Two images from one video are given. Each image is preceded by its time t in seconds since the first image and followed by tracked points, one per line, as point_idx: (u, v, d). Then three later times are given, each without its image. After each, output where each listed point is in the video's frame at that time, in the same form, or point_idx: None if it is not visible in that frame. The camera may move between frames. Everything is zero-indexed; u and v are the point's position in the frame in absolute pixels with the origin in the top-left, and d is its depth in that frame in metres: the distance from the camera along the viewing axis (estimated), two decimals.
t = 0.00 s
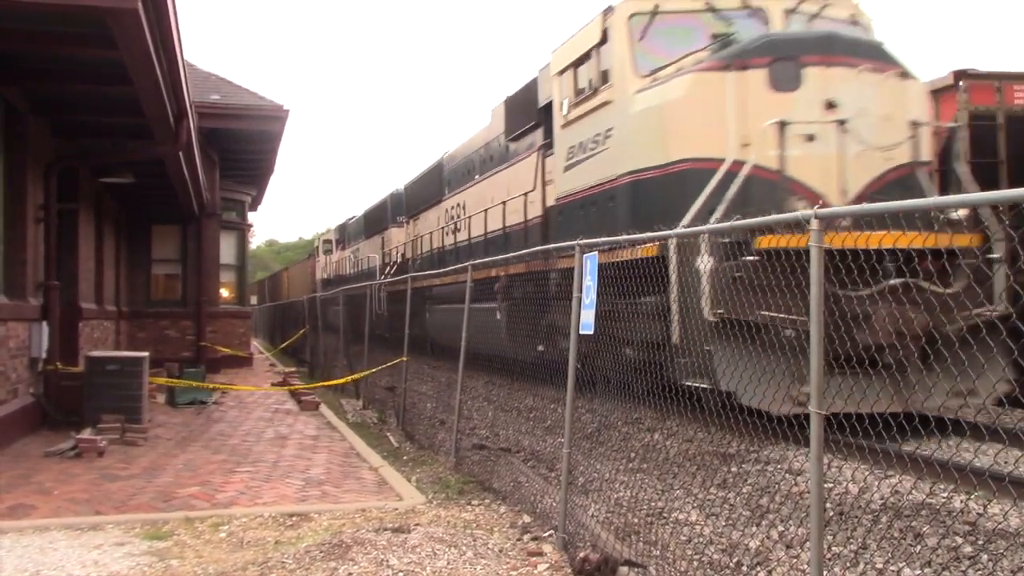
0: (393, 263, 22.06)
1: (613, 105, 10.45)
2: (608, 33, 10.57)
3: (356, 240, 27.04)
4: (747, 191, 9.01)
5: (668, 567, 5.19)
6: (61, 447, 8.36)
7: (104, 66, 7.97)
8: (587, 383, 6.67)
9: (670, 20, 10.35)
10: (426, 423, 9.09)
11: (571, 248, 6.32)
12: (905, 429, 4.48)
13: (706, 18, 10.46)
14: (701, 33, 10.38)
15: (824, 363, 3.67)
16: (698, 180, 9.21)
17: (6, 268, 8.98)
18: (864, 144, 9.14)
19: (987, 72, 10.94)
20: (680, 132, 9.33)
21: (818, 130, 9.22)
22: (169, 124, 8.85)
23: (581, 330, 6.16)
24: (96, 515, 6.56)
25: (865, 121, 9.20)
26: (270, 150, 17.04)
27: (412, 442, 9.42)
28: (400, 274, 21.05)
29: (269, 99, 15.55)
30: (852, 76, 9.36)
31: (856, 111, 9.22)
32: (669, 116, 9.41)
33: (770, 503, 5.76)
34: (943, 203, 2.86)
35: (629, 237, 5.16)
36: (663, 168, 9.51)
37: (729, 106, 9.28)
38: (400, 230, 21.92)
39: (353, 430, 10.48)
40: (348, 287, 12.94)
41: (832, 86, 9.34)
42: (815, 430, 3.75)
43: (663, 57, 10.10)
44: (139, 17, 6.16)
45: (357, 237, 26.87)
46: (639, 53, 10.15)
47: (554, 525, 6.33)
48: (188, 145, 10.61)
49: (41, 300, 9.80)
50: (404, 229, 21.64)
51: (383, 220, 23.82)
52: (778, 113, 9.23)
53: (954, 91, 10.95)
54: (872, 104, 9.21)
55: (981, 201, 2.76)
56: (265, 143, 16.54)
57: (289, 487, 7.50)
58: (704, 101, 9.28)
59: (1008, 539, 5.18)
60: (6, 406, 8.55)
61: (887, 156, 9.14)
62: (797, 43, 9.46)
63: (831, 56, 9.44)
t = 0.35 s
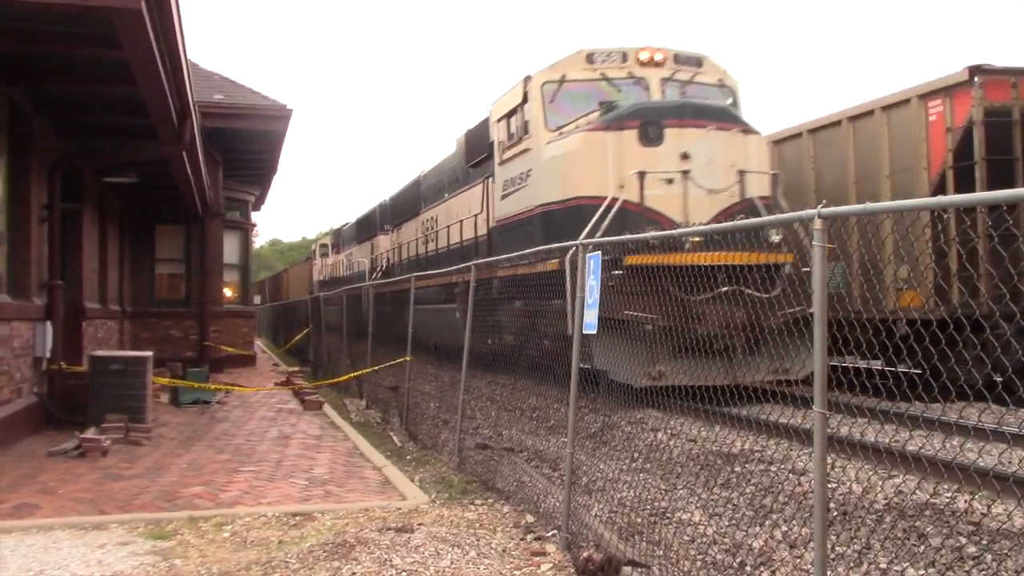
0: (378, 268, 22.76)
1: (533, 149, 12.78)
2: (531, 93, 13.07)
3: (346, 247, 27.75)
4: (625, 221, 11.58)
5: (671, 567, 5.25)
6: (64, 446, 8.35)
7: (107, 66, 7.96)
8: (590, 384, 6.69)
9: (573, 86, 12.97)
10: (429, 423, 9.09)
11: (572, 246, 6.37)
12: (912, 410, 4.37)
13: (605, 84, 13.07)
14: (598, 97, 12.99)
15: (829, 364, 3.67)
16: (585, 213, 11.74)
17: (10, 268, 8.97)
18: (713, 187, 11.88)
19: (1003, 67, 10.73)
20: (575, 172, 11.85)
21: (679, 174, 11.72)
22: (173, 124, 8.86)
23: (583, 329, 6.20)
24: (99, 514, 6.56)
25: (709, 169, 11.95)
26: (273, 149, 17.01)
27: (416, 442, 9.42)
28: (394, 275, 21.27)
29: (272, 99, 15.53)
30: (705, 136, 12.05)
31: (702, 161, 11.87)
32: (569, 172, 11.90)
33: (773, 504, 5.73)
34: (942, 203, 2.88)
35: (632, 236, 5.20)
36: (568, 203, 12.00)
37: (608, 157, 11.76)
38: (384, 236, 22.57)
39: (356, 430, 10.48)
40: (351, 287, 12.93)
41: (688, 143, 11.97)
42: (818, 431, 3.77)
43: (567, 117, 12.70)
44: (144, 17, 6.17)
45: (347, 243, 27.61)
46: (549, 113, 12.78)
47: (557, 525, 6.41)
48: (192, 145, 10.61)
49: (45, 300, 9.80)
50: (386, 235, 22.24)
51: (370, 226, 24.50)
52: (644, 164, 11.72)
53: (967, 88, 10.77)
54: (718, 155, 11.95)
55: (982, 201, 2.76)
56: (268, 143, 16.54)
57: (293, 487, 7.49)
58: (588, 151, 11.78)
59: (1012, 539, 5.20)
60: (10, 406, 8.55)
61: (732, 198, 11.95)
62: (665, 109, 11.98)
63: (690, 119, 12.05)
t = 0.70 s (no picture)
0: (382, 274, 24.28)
1: (489, 183, 15.11)
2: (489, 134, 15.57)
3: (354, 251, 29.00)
4: (557, 238, 14.04)
5: (688, 567, 5.32)
6: (83, 445, 8.39)
7: (126, 67, 7.98)
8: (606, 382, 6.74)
9: (523, 130, 15.57)
10: (445, 422, 9.09)
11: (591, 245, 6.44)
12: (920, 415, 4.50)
13: (548, 129, 15.77)
14: (542, 140, 15.62)
15: (847, 365, 3.68)
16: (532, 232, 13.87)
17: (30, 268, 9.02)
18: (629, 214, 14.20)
19: None
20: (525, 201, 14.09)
21: (600, 203, 14.07)
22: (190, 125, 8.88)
23: (599, 329, 6.30)
24: (118, 513, 6.60)
25: (624, 200, 14.33)
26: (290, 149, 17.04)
27: (432, 442, 9.43)
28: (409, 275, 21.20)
29: (289, 99, 15.58)
30: (624, 172, 14.39)
31: (618, 193, 14.19)
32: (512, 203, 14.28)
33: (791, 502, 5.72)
34: (961, 201, 2.86)
35: (650, 235, 5.23)
36: (512, 225, 14.21)
37: (545, 193, 14.07)
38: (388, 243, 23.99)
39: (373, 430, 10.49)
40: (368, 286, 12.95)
41: (609, 177, 14.23)
42: (835, 431, 3.78)
43: (517, 156, 15.29)
44: (161, 18, 6.19)
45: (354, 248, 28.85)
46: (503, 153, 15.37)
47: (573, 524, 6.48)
48: (208, 145, 10.63)
49: (64, 299, 9.83)
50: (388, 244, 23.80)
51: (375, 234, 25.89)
52: (572, 196, 14.05)
53: (999, 82, 9.91)
54: (631, 187, 14.32)
55: (990, 199, 2.77)
56: (284, 143, 16.58)
57: (310, 486, 7.50)
58: (529, 186, 14.04)
59: None
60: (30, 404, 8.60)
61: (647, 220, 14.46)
62: (590, 151, 14.28)
63: (610, 158, 14.30)
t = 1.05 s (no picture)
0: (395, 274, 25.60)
1: (473, 201, 17.48)
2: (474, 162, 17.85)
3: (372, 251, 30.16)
4: (529, 249, 16.22)
5: (708, 567, 5.33)
6: (107, 443, 8.45)
7: (150, 67, 8.00)
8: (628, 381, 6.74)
9: (504, 156, 17.72)
10: (467, 422, 9.10)
11: (612, 244, 6.49)
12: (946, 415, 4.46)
13: (525, 156, 17.97)
14: (520, 166, 17.79)
15: (870, 365, 3.66)
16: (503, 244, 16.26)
17: (56, 267, 9.09)
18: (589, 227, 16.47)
19: None
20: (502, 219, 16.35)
21: (563, 219, 16.41)
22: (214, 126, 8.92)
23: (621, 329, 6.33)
24: (141, 511, 6.65)
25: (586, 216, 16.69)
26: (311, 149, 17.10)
27: (453, 441, 9.44)
28: (429, 274, 21.25)
29: (310, 99, 15.63)
30: (587, 193, 16.85)
31: (580, 210, 16.59)
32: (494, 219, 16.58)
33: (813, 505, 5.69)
34: (983, 200, 2.86)
35: (672, 235, 5.25)
36: (492, 237, 16.51)
37: (519, 211, 16.39)
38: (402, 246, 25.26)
39: (395, 429, 10.52)
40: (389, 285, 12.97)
41: (573, 199, 16.64)
42: (858, 430, 3.79)
43: (499, 178, 17.44)
44: (185, 19, 6.23)
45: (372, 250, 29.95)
46: (486, 177, 17.56)
47: (594, 524, 6.49)
48: (231, 146, 10.69)
49: (89, 298, 9.90)
50: (400, 246, 25.22)
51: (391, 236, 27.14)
52: (540, 214, 16.40)
53: None
54: (593, 206, 16.75)
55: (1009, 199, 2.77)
56: (306, 143, 16.65)
57: (331, 484, 7.52)
58: (506, 206, 16.34)
59: None
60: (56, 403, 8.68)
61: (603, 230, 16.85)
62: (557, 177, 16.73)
63: (574, 183, 16.78)
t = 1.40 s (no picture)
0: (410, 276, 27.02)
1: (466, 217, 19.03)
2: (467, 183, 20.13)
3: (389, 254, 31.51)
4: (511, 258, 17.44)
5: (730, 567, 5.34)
6: (131, 441, 8.51)
7: (173, 68, 8.01)
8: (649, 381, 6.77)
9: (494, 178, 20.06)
10: (487, 420, 9.10)
11: (632, 243, 6.51)
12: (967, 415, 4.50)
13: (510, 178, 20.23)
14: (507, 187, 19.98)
15: (892, 364, 3.69)
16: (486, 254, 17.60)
17: (81, 266, 9.17)
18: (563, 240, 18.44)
19: None
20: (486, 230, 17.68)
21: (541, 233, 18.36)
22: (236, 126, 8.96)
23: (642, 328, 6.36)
24: (165, 508, 6.70)
25: (562, 230, 18.64)
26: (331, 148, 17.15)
27: (474, 440, 9.46)
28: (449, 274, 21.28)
29: (331, 99, 15.68)
30: (561, 210, 18.71)
31: (555, 225, 18.55)
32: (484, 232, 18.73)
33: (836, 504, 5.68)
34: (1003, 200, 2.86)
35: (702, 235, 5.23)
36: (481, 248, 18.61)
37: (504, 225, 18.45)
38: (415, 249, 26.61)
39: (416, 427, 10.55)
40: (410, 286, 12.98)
41: (550, 215, 18.63)
42: (881, 428, 3.82)
43: (487, 198, 19.76)
44: (207, 20, 6.27)
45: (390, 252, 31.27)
46: (476, 197, 19.82)
47: (616, 523, 6.51)
48: (253, 145, 10.74)
49: (113, 297, 9.98)
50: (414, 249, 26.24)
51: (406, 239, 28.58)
52: (522, 228, 18.37)
53: None
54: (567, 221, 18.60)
55: None
56: (328, 142, 16.71)
57: (352, 483, 7.53)
58: (493, 220, 18.43)
59: None
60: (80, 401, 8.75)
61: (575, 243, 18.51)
62: (536, 196, 18.74)
63: (549, 201, 18.77)
